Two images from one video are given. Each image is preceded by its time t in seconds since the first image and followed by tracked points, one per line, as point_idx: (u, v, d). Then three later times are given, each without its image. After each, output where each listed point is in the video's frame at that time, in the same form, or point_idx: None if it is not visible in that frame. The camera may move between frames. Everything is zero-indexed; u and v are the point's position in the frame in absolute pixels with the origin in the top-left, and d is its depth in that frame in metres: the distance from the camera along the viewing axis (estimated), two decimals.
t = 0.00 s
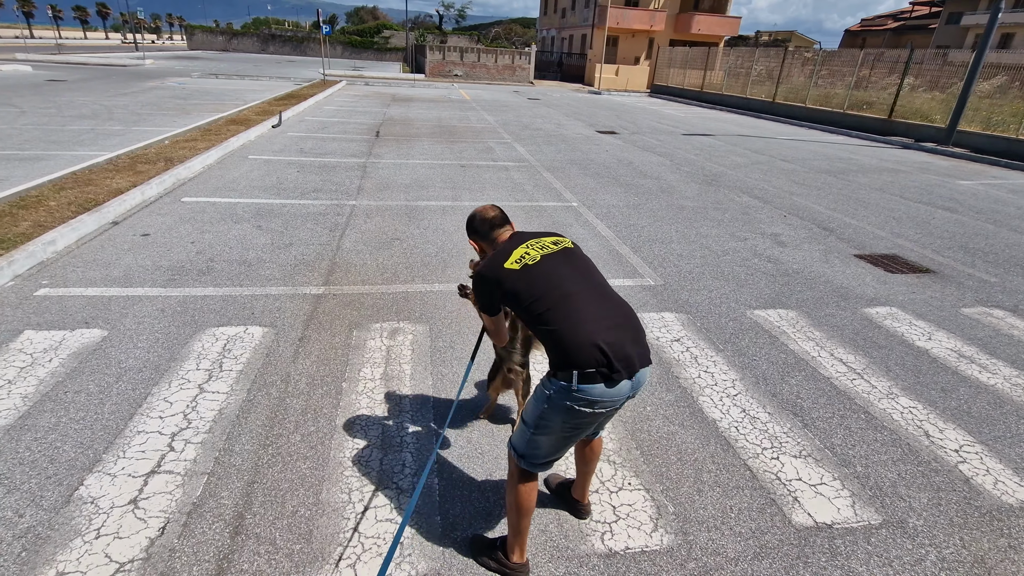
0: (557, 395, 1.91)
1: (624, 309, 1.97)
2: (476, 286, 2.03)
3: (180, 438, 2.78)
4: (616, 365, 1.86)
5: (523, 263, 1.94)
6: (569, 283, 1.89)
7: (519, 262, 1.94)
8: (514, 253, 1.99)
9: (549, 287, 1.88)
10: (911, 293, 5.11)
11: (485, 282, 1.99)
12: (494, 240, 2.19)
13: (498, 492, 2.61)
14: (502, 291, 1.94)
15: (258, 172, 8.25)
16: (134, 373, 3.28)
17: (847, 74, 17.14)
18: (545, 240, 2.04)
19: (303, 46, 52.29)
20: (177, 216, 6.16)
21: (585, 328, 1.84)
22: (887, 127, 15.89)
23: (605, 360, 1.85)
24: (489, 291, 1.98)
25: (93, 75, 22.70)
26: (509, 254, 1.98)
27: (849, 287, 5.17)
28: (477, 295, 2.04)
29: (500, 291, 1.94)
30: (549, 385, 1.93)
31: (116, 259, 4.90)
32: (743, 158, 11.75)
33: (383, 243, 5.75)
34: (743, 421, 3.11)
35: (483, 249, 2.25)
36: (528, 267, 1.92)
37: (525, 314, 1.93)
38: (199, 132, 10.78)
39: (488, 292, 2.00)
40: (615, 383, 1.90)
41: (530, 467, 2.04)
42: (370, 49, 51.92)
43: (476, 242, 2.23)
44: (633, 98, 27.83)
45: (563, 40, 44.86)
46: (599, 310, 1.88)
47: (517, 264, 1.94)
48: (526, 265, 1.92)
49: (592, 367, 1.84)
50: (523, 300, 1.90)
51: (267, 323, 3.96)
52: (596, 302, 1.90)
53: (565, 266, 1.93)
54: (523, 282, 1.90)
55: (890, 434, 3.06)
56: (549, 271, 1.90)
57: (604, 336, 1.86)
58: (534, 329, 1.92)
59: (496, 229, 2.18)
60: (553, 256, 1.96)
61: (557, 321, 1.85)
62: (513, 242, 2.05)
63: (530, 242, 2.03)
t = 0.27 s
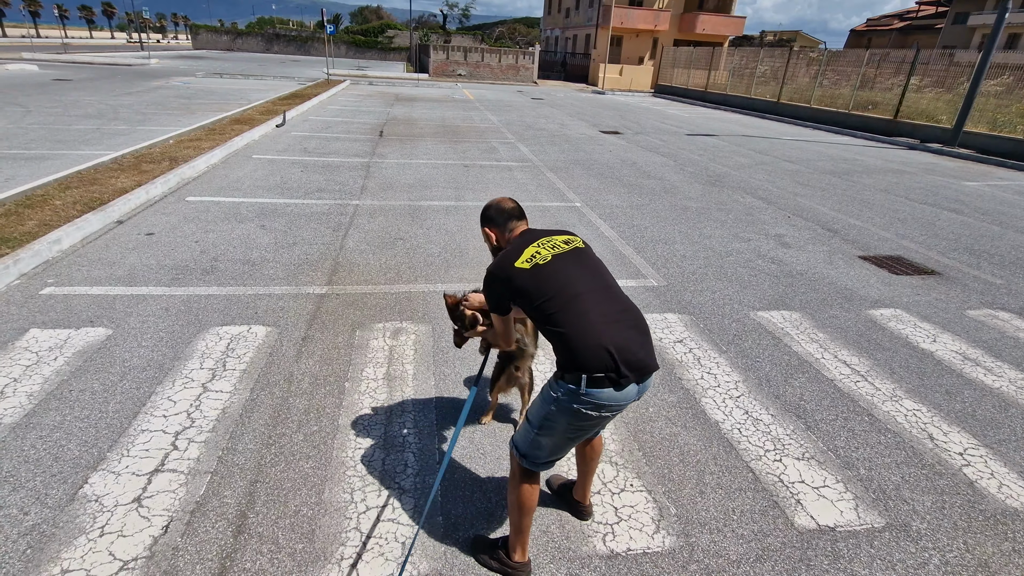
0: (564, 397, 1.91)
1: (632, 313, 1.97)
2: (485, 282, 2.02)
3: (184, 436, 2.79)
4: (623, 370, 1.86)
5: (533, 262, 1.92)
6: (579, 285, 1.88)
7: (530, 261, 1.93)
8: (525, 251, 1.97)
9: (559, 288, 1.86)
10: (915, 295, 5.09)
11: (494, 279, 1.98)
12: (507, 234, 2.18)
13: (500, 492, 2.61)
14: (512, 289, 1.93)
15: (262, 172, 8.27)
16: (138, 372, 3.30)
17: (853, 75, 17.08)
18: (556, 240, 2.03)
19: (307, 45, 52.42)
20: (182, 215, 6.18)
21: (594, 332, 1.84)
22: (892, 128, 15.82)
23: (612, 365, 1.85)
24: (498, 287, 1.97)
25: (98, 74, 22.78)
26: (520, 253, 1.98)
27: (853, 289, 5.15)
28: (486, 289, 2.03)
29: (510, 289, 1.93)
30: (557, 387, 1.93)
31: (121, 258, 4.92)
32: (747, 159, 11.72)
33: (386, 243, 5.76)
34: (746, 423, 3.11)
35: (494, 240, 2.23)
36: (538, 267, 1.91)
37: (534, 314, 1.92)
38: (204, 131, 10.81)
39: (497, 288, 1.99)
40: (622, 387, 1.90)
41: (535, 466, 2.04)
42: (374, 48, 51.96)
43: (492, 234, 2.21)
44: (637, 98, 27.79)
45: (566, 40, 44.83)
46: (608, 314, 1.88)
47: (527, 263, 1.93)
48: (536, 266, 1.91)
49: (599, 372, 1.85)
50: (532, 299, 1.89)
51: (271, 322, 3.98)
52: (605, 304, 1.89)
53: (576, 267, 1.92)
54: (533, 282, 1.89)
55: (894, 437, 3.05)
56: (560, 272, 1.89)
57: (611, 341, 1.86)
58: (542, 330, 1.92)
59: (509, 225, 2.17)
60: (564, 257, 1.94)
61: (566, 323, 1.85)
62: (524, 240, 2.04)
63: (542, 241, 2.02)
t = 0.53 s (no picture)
0: (578, 409, 1.91)
1: (634, 317, 1.98)
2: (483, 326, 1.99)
3: (187, 434, 2.80)
4: (635, 375, 1.87)
5: (525, 294, 1.91)
6: (576, 303, 1.88)
7: (522, 294, 1.92)
8: (514, 286, 1.96)
9: (558, 311, 1.85)
10: (920, 297, 5.08)
11: (490, 322, 1.95)
12: (491, 276, 2.15)
13: (503, 492, 2.61)
14: (510, 325, 1.91)
15: (265, 171, 8.28)
16: (142, 369, 3.31)
17: (857, 75, 17.02)
18: (540, 267, 2.03)
19: (311, 44, 52.53)
20: (185, 213, 6.19)
21: (602, 345, 1.83)
22: (897, 129, 15.76)
23: (625, 372, 1.86)
24: (497, 328, 1.94)
25: (104, 73, 22.86)
26: (510, 289, 1.97)
27: (857, 290, 5.14)
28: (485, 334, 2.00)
29: (509, 326, 1.90)
30: (570, 401, 1.93)
31: (125, 256, 4.94)
32: (751, 159, 11.69)
33: (390, 242, 5.76)
34: (749, 424, 3.10)
35: (482, 288, 2.18)
36: (531, 296, 1.90)
37: (536, 343, 1.90)
38: (208, 130, 10.83)
39: (495, 330, 1.96)
40: (635, 392, 1.91)
41: (533, 461, 2.05)
42: (378, 48, 52.03)
43: (478, 281, 2.17)
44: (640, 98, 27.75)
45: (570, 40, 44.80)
46: (612, 323, 1.88)
47: (519, 297, 1.92)
48: (529, 296, 1.90)
49: (613, 381, 1.85)
50: (533, 331, 1.87)
51: (274, 321, 3.99)
52: (607, 316, 1.89)
53: (569, 287, 1.92)
54: (530, 312, 1.87)
55: (898, 439, 3.04)
56: (554, 294, 1.88)
57: (621, 349, 1.86)
58: (550, 354, 1.90)
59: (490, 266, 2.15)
60: (553, 279, 1.94)
61: (573, 343, 1.83)
62: (510, 277, 2.03)
63: (527, 271, 2.02)
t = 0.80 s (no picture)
0: (581, 412, 1.91)
1: (628, 315, 1.98)
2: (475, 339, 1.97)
3: (191, 434, 2.81)
4: (637, 375, 1.87)
5: (515, 303, 1.90)
6: (569, 306, 1.87)
7: (512, 302, 1.91)
8: (502, 297, 1.95)
9: (553, 317, 1.85)
10: (924, 298, 5.06)
11: (482, 334, 1.93)
12: (475, 289, 2.15)
13: (506, 493, 2.60)
14: (504, 337, 1.89)
15: (269, 171, 8.31)
16: (146, 369, 3.32)
17: (861, 76, 16.98)
18: (527, 273, 2.03)
19: (315, 46, 52.71)
20: (189, 214, 6.21)
21: (601, 347, 1.83)
22: (901, 130, 15.71)
23: (626, 373, 1.86)
24: (490, 341, 1.92)
25: (109, 75, 22.95)
26: (499, 298, 1.95)
27: (862, 292, 5.12)
28: (479, 347, 1.98)
29: (503, 337, 1.89)
30: (571, 405, 1.93)
31: (130, 257, 4.96)
32: (754, 160, 11.67)
33: (393, 242, 5.78)
34: (752, 425, 3.09)
35: (468, 303, 2.17)
36: (523, 305, 1.89)
37: (533, 351, 1.89)
38: (212, 131, 10.86)
39: (488, 343, 1.94)
40: (638, 392, 1.92)
41: (540, 466, 2.06)
42: (381, 49, 52.15)
43: (463, 296, 2.16)
44: (644, 100, 27.74)
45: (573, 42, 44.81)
46: (608, 324, 1.88)
47: (510, 306, 1.91)
48: (521, 305, 1.89)
49: (616, 382, 1.85)
50: (528, 340, 1.86)
51: (277, 321, 3.99)
52: (602, 317, 1.90)
53: (560, 291, 1.92)
54: (524, 321, 1.86)
55: (902, 440, 3.03)
56: (546, 300, 1.88)
57: (620, 349, 1.86)
58: (548, 361, 1.89)
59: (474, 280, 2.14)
60: (542, 285, 1.94)
61: (571, 349, 1.83)
62: (497, 288, 2.03)
63: (515, 279, 2.01)
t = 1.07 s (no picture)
0: (586, 411, 1.92)
1: (619, 307, 2.01)
2: (469, 349, 1.88)
3: (196, 434, 2.82)
4: (638, 368, 1.92)
5: (509, 308, 1.85)
6: (565, 307, 1.87)
7: (506, 307, 1.85)
8: (493, 301, 1.88)
9: (551, 319, 1.84)
10: (929, 300, 5.04)
11: (476, 344, 1.85)
12: (455, 296, 2.02)
13: (509, 494, 2.60)
14: (502, 344, 1.84)
15: (273, 173, 8.34)
16: (151, 369, 3.33)
17: (865, 77, 16.93)
18: (512, 274, 1.97)
19: (319, 47, 52.92)
20: (194, 215, 6.25)
21: (601, 344, 1.86)
22: (906, 131, 15.65)
23: (628, 367, 1.90)
24: (485, 349, 1.85)
25: (114, 76, 23.08)
26: (489, 303, 1.89)
27: (866, 293, 5.10)
28: (472, 357, 1.90)
29: (500, 345, 1.83)
30: (574, 403, 1.93)
31: (135, 257, 4.98)
32: (757, 162, 11.65)
33: (396, 243, 5.79)
34: (756, 427, 3.08)
35: (449, 312, 2.04)
36: (518, 309, 1.84)
37: (531, 354, 1.87)
38: (216, 133, 10.91)
39: (482, 351, 1.87)
40: (639, 384, 1.97)
41: (546, 468, 2.07)
42: (384, 50, 52.30)
43: (444, 305, 2.01)
44: (647, 101, 27.72)
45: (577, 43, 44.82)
46: (605, 320, 1.90)
47: (503, 311, 1.84)
48: (516, 310, 1.84)
49: (619, 377, 1.88)
50: (527, 345, 1.83)
51: (281, 322, 4.01)
52: (597, 313, 1.91)
53: (553, 291, 1.90)
54: (521, 326, 1.83)
55: (907, 443, 3.01)
56: (541, 303, 1.85)
57: (620, 344, 1.89)
58: (549, 363, 1.89)
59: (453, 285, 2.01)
60: (533, 286, 1.90)
61: (573, 349, 1.84)
62: (482, 291, 1.94)
63: (501, 281, 1.94)
